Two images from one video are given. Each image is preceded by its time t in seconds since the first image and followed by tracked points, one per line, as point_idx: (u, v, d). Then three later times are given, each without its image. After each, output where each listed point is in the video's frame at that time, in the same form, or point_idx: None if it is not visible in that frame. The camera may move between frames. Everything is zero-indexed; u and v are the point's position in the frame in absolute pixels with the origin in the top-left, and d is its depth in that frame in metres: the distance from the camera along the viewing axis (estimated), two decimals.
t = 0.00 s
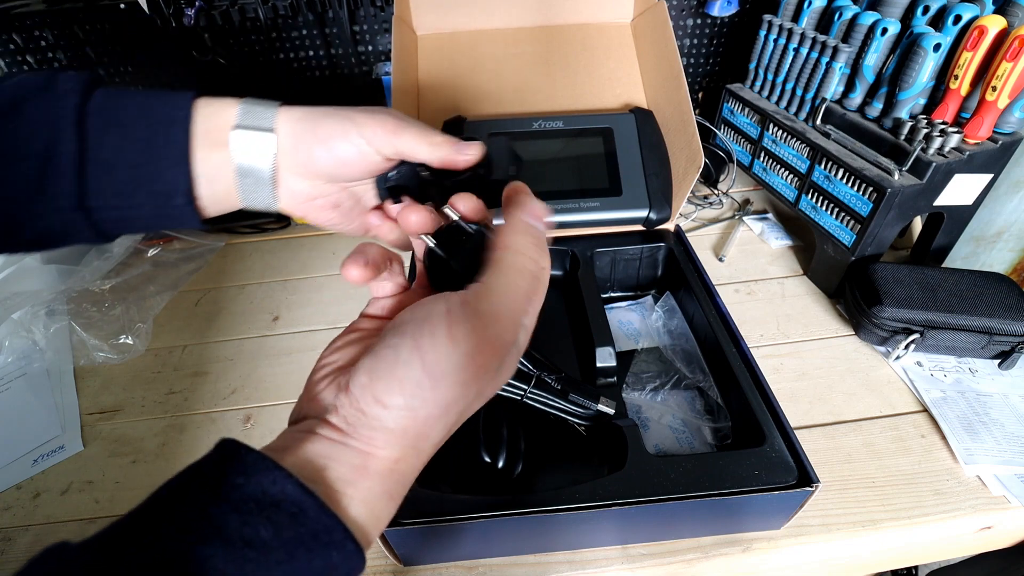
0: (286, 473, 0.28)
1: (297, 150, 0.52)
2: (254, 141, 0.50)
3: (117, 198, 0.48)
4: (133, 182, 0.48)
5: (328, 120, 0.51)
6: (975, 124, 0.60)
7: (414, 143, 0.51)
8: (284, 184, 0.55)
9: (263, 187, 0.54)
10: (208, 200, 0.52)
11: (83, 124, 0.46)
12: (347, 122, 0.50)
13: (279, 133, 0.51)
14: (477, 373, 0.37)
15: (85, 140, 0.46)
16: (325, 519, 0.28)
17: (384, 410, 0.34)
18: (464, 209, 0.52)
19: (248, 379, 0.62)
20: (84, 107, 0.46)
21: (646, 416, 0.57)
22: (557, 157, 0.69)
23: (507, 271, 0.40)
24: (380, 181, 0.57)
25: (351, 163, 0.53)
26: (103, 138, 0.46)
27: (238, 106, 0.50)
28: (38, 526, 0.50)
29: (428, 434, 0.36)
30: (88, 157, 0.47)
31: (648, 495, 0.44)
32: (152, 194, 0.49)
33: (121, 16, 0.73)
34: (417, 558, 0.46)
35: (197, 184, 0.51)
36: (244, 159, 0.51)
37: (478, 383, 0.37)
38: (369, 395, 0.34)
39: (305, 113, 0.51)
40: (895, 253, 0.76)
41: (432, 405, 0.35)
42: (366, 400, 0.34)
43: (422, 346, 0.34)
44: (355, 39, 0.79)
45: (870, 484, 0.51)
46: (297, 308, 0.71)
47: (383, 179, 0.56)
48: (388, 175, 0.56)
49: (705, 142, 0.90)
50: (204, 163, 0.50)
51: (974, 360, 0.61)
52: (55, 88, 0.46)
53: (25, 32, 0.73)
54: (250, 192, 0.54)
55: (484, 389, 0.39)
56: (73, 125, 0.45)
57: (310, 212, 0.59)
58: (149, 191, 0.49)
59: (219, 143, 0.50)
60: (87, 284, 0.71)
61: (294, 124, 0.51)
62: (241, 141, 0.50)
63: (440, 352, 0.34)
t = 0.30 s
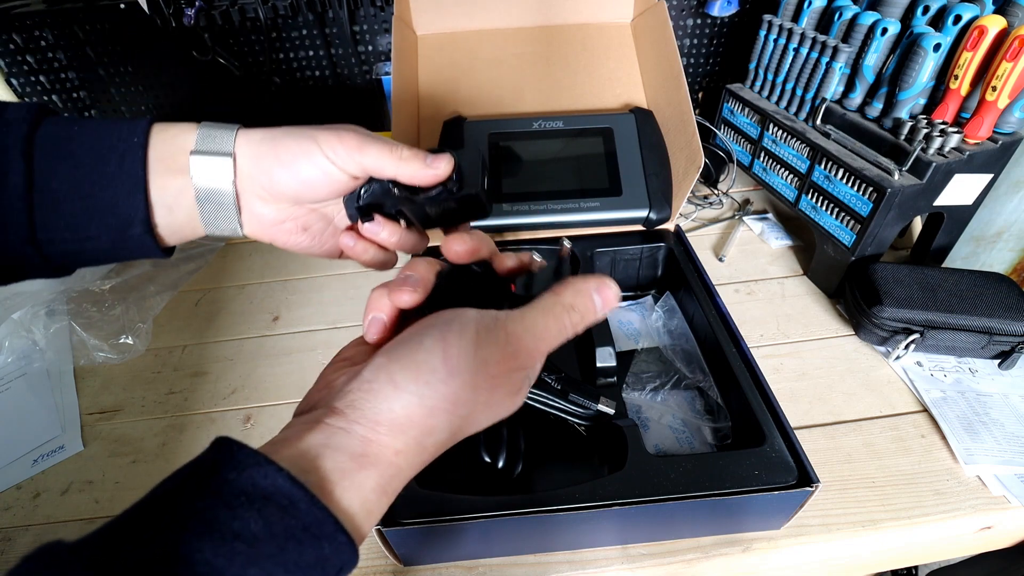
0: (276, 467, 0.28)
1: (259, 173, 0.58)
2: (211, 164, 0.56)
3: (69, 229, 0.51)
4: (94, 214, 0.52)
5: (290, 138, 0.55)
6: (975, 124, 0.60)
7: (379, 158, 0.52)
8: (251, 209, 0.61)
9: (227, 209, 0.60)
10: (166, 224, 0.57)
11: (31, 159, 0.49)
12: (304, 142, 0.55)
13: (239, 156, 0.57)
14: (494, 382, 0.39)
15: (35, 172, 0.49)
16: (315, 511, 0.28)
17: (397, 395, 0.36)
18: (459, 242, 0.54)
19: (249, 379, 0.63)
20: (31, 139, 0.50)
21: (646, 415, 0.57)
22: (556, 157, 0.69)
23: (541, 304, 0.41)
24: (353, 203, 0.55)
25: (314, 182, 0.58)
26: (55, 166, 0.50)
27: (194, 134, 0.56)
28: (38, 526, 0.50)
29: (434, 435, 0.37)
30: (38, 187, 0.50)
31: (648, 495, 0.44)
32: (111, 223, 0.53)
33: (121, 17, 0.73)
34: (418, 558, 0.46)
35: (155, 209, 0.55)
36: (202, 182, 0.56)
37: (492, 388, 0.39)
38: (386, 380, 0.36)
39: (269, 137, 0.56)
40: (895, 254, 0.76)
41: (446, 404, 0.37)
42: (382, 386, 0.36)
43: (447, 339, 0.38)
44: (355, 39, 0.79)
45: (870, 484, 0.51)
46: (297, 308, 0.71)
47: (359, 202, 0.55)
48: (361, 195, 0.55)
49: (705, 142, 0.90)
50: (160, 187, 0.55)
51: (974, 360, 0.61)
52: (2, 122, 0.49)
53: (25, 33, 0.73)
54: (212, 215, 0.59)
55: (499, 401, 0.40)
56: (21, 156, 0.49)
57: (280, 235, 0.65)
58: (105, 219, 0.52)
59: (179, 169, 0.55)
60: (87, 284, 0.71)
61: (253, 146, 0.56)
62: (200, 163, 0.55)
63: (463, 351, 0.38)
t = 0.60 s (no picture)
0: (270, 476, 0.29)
1: (263, 180, 0.58)
2: (214, 171, 0.56)
3: (68, 236, 0.50)
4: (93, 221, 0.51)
5: (293, 142, 0.56)
6: (975, 124, 0.60)
7: (386, 159, 0.54)
8: (254, 217, 0.62)
9: (230, 220, 0.60)
10: (167, 233, 0.57)
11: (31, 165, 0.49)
12: (308, 144, 0.56)
13: (242, 163, 0.57)
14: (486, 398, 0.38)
15: (34, 179, 0.49)
16: (309, 523, 0.29)
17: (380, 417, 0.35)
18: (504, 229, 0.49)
19: (249, 379, 0.63)
20: (31, 146, 0.49)
21: (646, 416, 0.57)
22: (557, 157, 0.69)
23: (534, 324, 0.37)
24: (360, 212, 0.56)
25: (318, 184, 0.59)
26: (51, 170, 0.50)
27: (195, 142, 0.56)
28: (38, 526, 0.50)
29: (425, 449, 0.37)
30: (37, 194, 0.49)
31: (648, 495, 0.44)
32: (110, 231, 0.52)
33: (121, 16, 0.73)
34: (417, 558, 0.46)
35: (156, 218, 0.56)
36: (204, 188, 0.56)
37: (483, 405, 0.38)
38: (369, 401, 0.35)
39: (272, 142, 0.57)
40: (895, 254, 0.76)
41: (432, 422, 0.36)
42: (366, 406, 0.35)
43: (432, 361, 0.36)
44: (355, 39, 0.79)
45: (870, 484, 0.51)
46: (297, 308, 0.71)
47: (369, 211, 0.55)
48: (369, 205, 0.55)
49: (705, 142, 0.90)
50: (161, 196, 0.55)
51: (974, 360, 0.61)
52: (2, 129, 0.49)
53: (25, 33, 0.73)
54: (214, 225, 0.60)
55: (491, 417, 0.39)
56: (20, 161, 0.48)
57: (283, 243, 0.66)
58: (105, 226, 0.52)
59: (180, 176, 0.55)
60: (88, 284, 0.72)
61: (258, 152, 0.57)
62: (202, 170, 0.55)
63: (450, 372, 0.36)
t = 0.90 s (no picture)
0: (265, 493, 0.28)
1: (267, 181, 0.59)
2: (217, 172, 0.57)
3: (70, 240, 0.51)
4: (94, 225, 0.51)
5: (300, 143, 0.57)
6: (975, 124, 0.60)
7: (393, 156, 0.53)
8: (258, 221, 0.62)
9: (233, 223, 0.60)
10: (169, 236, 0.57)
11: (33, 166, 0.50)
12: (315, 145, 0.56)
13: (248, 165, 0.58)
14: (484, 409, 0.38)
15: (36, 181, 0.50)
16: (304, 540, 0.28)
17: (380, 424, 0.35)
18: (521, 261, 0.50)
19: (249, 379, 0.63)
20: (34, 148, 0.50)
21: (646, 416, 0.57)
22: (557, 157, 0.69)
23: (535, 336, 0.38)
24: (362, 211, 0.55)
25: (323, 186, 0.59)
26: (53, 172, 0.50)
27: (200, 145, 0.57)
28: (38, 526, 0.50)
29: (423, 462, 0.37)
30: (39, 197, 0.50)
31: (648, 495, 0.44)
32: (110, 236, 0.52)
33: (121, 17, 0.73)
34: (418, 558, 0.46)
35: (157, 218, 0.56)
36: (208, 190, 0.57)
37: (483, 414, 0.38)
38: (370, 406, 0.36)
39: (279, 144, 0.58)
40: (895, 253, 0.76)
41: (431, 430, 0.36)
42: (367, 413, 0.35)
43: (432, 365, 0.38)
44: (355, 39, 0.79)
45: (870, 484, 0.51)
46: (297, 308, 0.72)
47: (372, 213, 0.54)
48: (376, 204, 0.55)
49: (705, 142, 0.90)
50: (164, 197, 0.55)
51: (974, 360, 0.61)
52: (4, 131, 0.49)
53: (25, 33, 0.73)
54: (217, 229, 0.60)
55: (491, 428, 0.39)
56: (23, 165, 0.49)
57: (289, 246, 0.66)
58: (105, 229, 0.52)
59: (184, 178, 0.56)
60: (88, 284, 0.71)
61: (263, 154, 0.57)
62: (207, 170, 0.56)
63: (450, 380, 0.37)
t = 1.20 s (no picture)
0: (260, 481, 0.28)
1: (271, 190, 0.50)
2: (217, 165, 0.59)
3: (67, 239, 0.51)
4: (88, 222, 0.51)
5: (301, 148, 0.52)
6: (975, 124, 0.60)
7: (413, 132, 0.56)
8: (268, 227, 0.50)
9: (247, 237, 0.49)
10: (177, 259, 0.48)
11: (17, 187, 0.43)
12: (325, 146, 0.53)
13: (264, 170, 0.50)
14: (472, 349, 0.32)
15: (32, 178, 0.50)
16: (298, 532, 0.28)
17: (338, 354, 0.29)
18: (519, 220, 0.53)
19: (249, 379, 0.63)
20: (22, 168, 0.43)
21: (646, 416, 0.57)
22: (557, 157, 0.69)
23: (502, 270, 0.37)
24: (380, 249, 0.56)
25: (338, 180, 0.53)
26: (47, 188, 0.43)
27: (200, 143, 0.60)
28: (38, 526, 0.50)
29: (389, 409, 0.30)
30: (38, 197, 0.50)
31: (648, 495, 0.44)
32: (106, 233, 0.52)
33: (121, 17, 0.73)
34: (417, 558, 0.46)
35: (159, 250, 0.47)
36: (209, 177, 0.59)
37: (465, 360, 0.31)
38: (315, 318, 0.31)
39: (279, 151, 0.51)
40: (895, 254, 0.76)
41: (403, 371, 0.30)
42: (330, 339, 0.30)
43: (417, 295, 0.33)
44: (355, 39, 0.79)
45: (870, 484, 0.51)
46: (297, 308, 0.72)
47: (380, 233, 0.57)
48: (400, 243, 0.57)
49: (705, 142, 0.90)
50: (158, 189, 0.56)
51: (974, 360, 0.61)
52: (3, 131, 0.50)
53: (25, 33, 0.73)
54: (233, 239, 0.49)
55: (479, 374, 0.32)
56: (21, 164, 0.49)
57: (309, 252, 0.52)
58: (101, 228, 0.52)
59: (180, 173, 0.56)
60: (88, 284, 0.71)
61: (275, 155, 0.51)
62: (216, 173, 0.47)
63: (403, 294, 0.31)
